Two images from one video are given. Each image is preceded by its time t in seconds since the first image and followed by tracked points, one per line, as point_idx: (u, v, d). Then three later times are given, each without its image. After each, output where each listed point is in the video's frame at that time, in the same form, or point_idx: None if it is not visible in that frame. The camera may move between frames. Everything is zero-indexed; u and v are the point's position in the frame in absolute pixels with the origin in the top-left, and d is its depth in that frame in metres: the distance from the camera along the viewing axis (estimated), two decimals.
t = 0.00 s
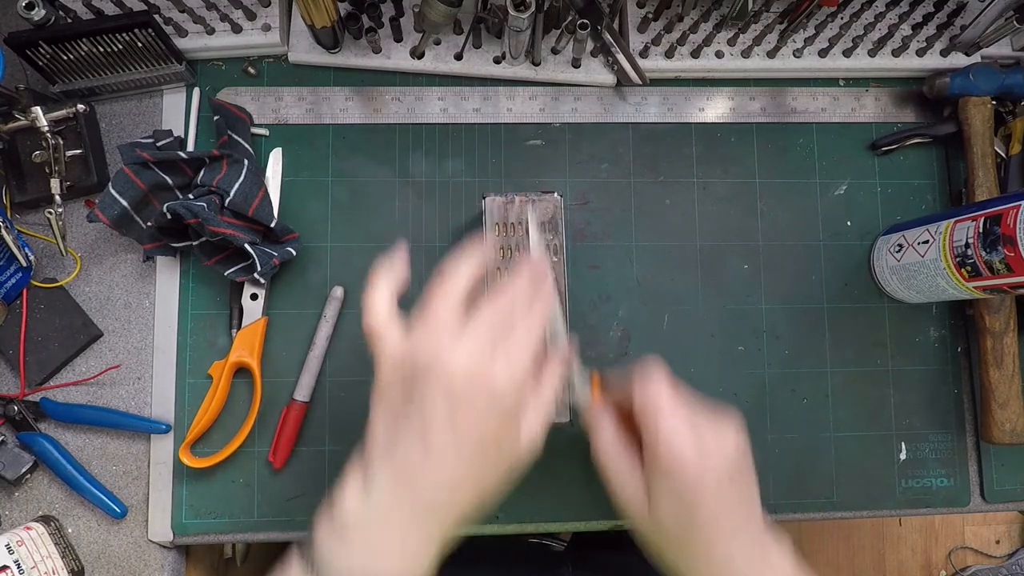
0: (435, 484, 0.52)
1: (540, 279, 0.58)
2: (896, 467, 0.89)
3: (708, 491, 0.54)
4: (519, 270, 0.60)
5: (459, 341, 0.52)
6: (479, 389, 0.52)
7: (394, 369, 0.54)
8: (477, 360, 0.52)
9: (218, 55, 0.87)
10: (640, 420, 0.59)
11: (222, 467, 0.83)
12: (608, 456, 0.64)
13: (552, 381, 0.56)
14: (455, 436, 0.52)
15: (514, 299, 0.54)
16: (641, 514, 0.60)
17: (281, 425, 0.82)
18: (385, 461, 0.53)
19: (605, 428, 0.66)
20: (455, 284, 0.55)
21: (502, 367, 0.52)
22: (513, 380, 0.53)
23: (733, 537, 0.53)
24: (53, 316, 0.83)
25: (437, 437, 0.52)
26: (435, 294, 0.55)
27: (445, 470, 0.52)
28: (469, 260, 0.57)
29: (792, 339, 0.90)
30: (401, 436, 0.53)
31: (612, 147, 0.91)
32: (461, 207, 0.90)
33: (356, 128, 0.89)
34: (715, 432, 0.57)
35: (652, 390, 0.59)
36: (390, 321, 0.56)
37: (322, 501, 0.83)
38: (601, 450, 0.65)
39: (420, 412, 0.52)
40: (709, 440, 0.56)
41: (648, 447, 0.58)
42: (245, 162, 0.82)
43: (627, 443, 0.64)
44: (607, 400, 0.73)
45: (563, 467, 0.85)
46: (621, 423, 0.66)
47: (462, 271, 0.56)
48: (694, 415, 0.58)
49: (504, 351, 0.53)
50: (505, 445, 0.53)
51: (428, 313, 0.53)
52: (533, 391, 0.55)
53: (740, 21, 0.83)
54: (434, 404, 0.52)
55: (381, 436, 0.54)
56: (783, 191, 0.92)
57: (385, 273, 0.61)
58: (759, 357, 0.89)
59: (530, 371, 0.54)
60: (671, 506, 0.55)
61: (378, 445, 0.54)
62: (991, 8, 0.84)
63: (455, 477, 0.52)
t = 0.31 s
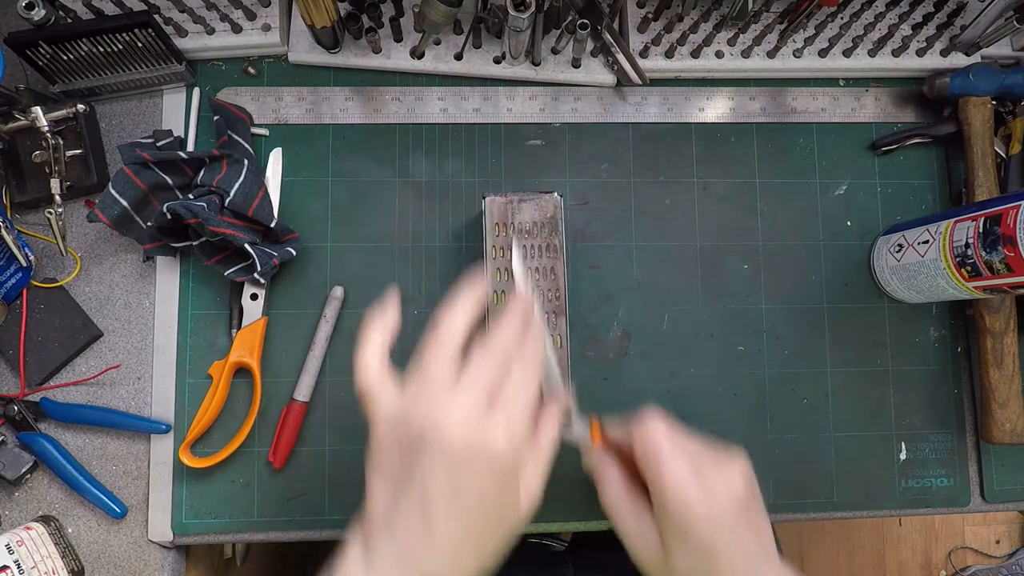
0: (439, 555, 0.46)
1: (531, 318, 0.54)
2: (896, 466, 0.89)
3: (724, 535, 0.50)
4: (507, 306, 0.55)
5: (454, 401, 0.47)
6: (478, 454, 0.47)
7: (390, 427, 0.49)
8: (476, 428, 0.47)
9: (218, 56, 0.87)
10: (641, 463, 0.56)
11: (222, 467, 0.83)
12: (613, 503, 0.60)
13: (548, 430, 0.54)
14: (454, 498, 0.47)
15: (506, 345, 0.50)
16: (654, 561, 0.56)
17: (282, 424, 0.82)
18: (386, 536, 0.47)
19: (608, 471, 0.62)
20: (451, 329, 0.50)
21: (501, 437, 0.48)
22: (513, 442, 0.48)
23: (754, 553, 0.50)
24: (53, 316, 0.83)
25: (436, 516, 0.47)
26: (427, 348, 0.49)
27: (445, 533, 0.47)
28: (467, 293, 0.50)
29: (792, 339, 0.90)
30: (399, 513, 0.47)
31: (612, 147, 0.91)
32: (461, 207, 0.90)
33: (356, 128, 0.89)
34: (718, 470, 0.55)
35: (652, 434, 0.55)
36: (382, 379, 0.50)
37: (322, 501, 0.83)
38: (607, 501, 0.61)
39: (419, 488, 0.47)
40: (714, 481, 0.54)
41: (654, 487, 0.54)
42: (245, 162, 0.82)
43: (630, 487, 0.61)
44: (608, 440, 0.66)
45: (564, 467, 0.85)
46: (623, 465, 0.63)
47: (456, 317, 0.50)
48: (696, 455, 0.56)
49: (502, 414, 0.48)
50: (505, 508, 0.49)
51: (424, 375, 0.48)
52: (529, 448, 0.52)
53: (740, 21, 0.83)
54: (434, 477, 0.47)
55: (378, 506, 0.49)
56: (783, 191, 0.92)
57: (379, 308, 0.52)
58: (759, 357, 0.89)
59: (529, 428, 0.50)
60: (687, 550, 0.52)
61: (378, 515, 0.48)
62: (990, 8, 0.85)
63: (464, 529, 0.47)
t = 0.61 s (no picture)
0: (430, 411, 0.56)
1: (503, 196, 0.63)
2: (896, 466, 0.89)
3: (709, 389, 0.61)
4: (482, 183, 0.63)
5: (434, 258, 0.56)
6: (463, 297, 0.56)
7: (373, 288, 0.58)
8: (456, 277, 0.56)
9: (218, 56, 0.87)
10: (620, 308, 0.64)
11: (222, 467, 0.83)
12: (598, 362, 0.69)
13: (527, 298, 0.64)
14: (442, 357, 0.56)
15: (478, 215, 0.60)
16: (637, 411, 0.68)
17: (281, 425, 0.82)
18: (377, 397, 0.57)
19: (592, 335, 0.70)
20: (427, 194, 0.59)
21: (480, 280, 0.57)
22: (496, 288, 0.57)
23: (732, 402, 0.62)
24: (53, 316, 0.83)
25: (425, 360, 0.56)
26: (405, 216, 0.59)
27: (438, 374, 0.56)
28: (438, 174, 0.60)
29: (792, 339, 0.90)
30: (387, 371, 0.57)
31: (612, 147, 0.91)
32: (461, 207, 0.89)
33: (356, 128, 0.89)
34: (698, 318, 0.64)
35: (628, 279, 0.64)
36: (361, 245, 0.59)
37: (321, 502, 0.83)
38: (591, 358, 0.70)
39: (408, 338, 0.56)
40: (694, 323, 0.63)
41: (636, 333, 0.63)
42: (245, 162, 0.82)
43: (613, 347, 0.70)
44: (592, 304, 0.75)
45: (563, 467, 0.85)
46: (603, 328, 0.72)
47: (429, 191, 0.59)
48: (676, 308, 0.64)
49: (480, 269, 0.57)
50: (491, 356, 0.58)
51: (402, 239, 0.58)
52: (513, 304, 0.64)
53: (740, 21, 0.83)
54: (421, 321, 0.56)
55: (368, 373, 0.58)
56: (783, 191, 0.92)
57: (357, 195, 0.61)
58: (759, 357, 0.89)
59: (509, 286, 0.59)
60: (671, 397, 0.63)
61: (366, 376, 0.59)
62: (991, 8, 0.84)
63: (456, 376, 0.56)
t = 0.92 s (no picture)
0: (453, 526, 0.45)
1: (520, 317, 0.53)
2: (896, 466, 0.89)
3: (736, 500, 0.51)
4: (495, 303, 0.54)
5: (453, 387, 0.46)
6: (479, 445, 0.45)
7: (389, 421, 0.48)
8: (476, 418, 0.46)
9: (218, 56, 0.87)
10: (645, 429, 0.56)
11: (222, 467, 0.83)
12: (623, 479, 0.60)
13: (547, 415, 0.54)
14: (461, 490, 0.45)
15: (495, 341, 0.49)
16: (669, 527, 0.57)
17: (281, 424, 0.82)
18: (393, 535, 0.45)
19: (616, 445, 0.62)
20: (444, 322, 0.49)
21: (500, 421, 0.46)
22: (512, 424, 0.47)
23: (753, 509, 0.51)
24: (53, 316, 0.83)
25: (441, 500, 0.45)
26: (420, 348, 0.49)
27: (457, 517, 0.45)
28: (455, 295, 0.50)
29: (792, 339, 0.90)
30: (402, 514, 0.46)
31: (612, 147, 0.91)
32: (461, 207, 0.90)
33: (357, 127, 0.89)
34: (722, 428, 0.55)
35: (653, 399, 0.55)
36: (377, 377, 0.49)
37: (321, 501, 0.83)
38: (614, 473, 0.61)
39: (423, 486, 0.46)
40: (722, 440, 0.54)
41: (662, 453, 0.54)
42: (245, 162, 0.82)
43: (638, 458, 0.61)
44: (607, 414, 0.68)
45: (563, 467, 0.85)
46: (627, 436, 0.64)
47: (447, 319, 0.49)
48: (698, 417, 0.56)
49: (499, 408, 0.47)
50: (511, 490, 0.47)
51: (416, 371, 0.48)
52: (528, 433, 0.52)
53: (740, 21, 0.83)
54: (436, 469, 0.45)
55: (382, 505, 0.47)
56: (783, 191, 0.92)
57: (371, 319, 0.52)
58: (759, 357, 0.89)
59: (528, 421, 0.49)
60: (700, 517, 0.53)
61: (381, 511, 0.47)
62: (991, 8, 0.85)
63: (468, 529, 0.45)
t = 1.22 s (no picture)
0: (439, 530, 0.44)
1: (517, 280, 0.52)
2: (896, 466, 0.89)
3: (733, 504, 0.49)
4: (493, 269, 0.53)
5: (451, 361, 0.46)
6: (476, 415, 0.46)
7: (387, 404, 0.47)
8: (474, 388, 0.46)
9: (218, 55, 0.87)
10: (635, 421, 0.54)
11: (222, 467, 0.83)
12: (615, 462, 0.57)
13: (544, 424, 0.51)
14: (455, 465, 0.45)
15: (494, 308, 0.48)
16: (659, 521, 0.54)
17: (281, 424, 0.82)
18: (388, 499, 0.45)
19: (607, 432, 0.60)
20: (442, 290, 0.48)
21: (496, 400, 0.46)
22: (510, 409, 0.47)
23: (753, 510, 0.48)
24: (53, 316, 0.83)
25: (437, 462, 0.45)
26: (421, 299, 0.48)
27: (442, 518, 0.44)
28: (453, 258, 0.48)
29: (792, 339, 0.90)
30: (401, 477, 0.45)
31: (612, 147, 0.91)
32: (461, 207, 0.90)
33: (356, 128, 0.89)
34: (712, 415, 0.53)
35: (642, 382, 0.53)
36: (379, 350, 0.48)
37: (321, 501, 0.83)
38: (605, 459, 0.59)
39: (419, 455, 0.45)
40: (711, 427, 0.52)
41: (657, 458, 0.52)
42: (245, 162, 0.82)
43: (629, 445, 0.58)
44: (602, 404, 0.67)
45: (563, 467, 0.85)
46: (619, 426, 0.61)
47: (450, 275, 0.48)
48: (689, 401, 0.53)
49: (495, 368, 0.47)
50: (508, 474, 0.47)
51: (416, 340, 0.47)
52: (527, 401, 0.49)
53: (740, 20, 0.83)
54: (433, 432, 0.45)
55: (378, 477, 0.46)
56: (783, 191, 0.92)
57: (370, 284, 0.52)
58: (759, 357, 0.89)
59: (527, 391, 0.48)
60: (695, 515, 0.50)
61: (377, 485, 0.46)
62: (991, 8, 0.85)
63: (467, 474, 0.45)
